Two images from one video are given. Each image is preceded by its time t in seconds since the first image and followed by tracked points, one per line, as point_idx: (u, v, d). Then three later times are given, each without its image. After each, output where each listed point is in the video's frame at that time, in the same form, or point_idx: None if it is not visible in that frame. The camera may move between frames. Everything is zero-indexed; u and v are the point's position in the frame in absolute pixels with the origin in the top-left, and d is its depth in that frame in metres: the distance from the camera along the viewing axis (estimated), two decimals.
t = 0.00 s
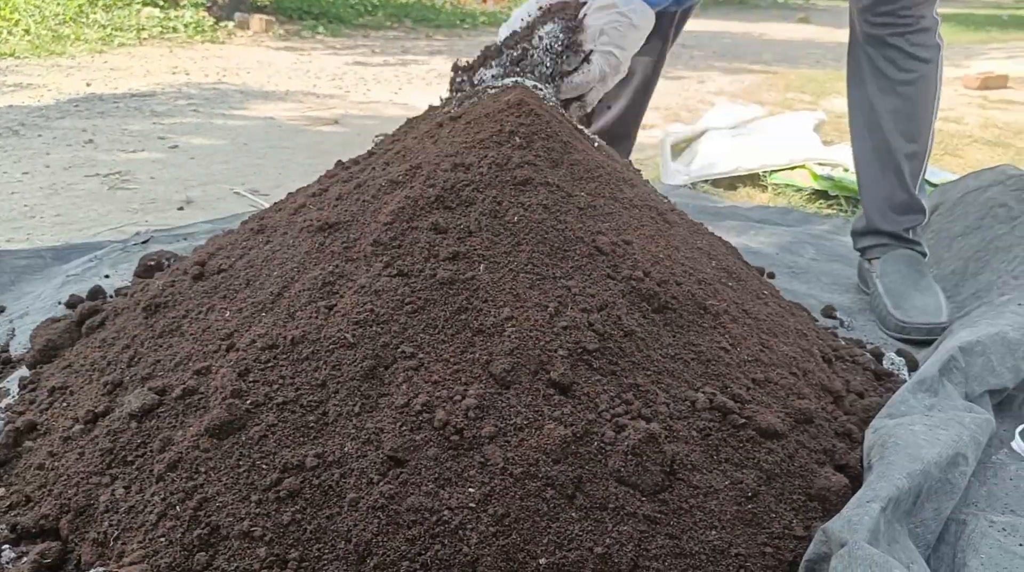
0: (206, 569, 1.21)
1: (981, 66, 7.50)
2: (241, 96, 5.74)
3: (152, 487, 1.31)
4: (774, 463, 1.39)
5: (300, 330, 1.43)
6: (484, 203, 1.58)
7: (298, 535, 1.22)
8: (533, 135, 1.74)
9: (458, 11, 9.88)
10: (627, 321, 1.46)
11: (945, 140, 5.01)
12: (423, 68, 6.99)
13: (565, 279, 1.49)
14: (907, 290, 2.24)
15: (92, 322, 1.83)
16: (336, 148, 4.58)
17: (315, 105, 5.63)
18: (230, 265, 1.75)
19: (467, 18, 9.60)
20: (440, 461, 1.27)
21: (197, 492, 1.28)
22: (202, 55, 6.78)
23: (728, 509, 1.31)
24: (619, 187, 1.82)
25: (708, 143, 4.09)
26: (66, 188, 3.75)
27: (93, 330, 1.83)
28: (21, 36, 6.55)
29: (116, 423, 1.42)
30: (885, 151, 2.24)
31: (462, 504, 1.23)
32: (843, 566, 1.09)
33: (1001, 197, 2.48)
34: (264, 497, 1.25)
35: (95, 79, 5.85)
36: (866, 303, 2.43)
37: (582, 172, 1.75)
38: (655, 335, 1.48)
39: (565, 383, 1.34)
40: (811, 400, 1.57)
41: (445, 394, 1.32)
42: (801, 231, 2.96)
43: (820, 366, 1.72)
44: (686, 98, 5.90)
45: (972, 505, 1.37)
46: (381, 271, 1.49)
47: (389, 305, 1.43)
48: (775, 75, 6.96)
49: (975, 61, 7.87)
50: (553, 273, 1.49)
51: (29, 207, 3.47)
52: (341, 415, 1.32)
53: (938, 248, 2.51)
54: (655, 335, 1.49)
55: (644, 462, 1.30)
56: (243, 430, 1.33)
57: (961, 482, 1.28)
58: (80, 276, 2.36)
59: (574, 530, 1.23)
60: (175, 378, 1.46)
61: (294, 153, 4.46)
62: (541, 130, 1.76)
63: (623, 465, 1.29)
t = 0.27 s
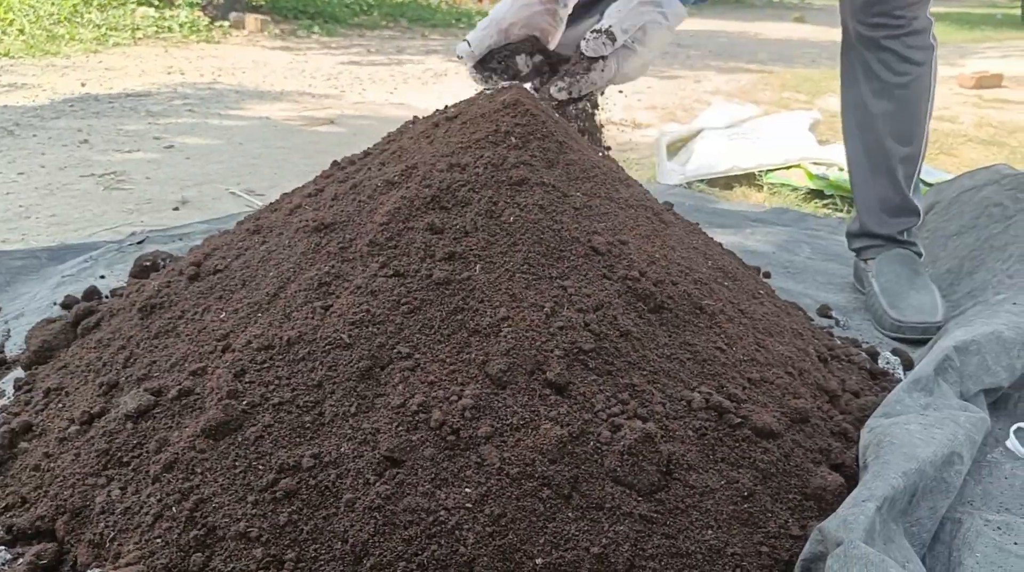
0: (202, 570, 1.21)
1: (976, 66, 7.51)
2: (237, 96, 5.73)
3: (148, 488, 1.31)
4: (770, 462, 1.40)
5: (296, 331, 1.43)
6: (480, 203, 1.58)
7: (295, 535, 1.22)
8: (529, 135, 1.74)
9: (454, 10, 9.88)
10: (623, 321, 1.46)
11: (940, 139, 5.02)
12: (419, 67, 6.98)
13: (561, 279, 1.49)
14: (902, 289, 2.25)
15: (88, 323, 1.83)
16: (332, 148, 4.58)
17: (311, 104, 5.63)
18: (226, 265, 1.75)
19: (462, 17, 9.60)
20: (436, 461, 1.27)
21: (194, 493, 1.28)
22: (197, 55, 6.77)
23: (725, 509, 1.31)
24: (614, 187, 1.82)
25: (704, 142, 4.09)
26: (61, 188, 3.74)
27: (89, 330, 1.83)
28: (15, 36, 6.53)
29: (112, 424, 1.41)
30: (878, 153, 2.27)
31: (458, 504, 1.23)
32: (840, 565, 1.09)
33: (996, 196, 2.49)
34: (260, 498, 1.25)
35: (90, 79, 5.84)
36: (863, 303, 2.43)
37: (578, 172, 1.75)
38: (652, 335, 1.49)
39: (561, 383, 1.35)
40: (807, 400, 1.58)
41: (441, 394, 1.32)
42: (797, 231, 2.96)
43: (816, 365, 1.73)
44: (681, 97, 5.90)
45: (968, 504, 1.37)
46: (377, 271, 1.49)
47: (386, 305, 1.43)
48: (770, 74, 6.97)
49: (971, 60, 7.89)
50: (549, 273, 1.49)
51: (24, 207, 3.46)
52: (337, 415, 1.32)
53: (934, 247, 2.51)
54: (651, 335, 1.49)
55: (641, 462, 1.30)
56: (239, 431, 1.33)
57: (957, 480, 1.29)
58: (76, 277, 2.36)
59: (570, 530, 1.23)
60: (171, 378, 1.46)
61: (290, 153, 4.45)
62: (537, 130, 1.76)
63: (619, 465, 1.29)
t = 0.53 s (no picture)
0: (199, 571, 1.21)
1: (971, 66, 7.53)
2: (233, 96, 5.72)
3: (144, 489, 1.31)
4: (767, 462, 1.40)
5: (293, 331, 1.43)
6: (477, 203, 1.58)
7: (292, 536, 1.22)
8: (526, 135, 1.74)
9: (450, 10, 9.87)
10: (620, 321, 1.46)
11: (936, 139, 5.03)
12: (416, 68, 6.98)
13: (558, 279, 1.49)
14: (895, 286, 2.25)
15: (84, 324, 1.83)
16: (329, 148, 4.57)
17: (307, 104, 5.62)
18: (223, 266, 1.74)
19: (459, 17, 9.59)
20: (433, 461, 1.27)
21: (190, 494, 1.27)
22: (193, 55, 6.76)
23: (722, 509, 1.31)
24: (611, 187, 1.82)
25: (701, 142, 4.10)
26: (57, 188, 3.73)
27: (85, 331, 1.82)
28: (11, 37, 6.51)
29: (109, 425, 1.41)
30: (852, 151, 2.31)
31: (455, 505, 1.23)
32: (837, 565, 1.09)
33: (992, 195, 2.49)
34: (257, 499, 1.25)
35: (86, 80, 5.82)
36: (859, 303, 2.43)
37: (575, 172, 1.75)
38: (649, 335, 1.49)
39: (559, 383, 1.34)
40: (804, 399, 1.58)
41: (438, 395, 1.32)
42: (793, 231, 2.97)
43: (812, 365, 1.73)
44: (678, 97, 5.90)
45: (965, 503, 1.37)
46: (374, 272, 1.49)
47: (383, 305, 1.43)
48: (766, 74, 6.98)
49: (966, 60, 7.91)
50: (546, 273, 1.49)
51: (20, 208, 3.45)
52: (334, 416, 1.32)
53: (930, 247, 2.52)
54: (648, 335, 1.49)
55: (638, 462, 1.30)
56: (236, 432, 1.32)
57: (953, 480, 1.29)
58: (72, 278, 2.35)
59: (568, 530, 1.23)
60: (167, 379, 1.46)
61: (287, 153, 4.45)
62: (533, 130, 1.76)
63: (617, 465, 1.29)
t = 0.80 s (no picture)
0: None
1: (969, 66, 7.54)
2: (231, 97, 5.72)
3: (142, 490, 1.30)
4: (766, 462, 1.40)
5: (291, 332, 1.43)
6: (475, 204, 1.58)
7: (290, 538, 1.21)
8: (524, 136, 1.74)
9: (448, 11, 9.88)
10: (618, 322, 1.47)
11: (934, 140, 5.03)
12: (414, 68, 6.98)
13: (556, 280, 1.49)
14: (895, 287, 2.26)
15: (81, 325, 1.82)
16: (327, 149, 4.57)
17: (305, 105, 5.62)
18: (221, 267, 1.74)
19: (456, 18, 9.59)
20: (432, 462, 1.27)
21: (189, 496, 1.27)
22: (191, 56, 6.76)
23: (720, 509, 1.31)
24: (610, 188, 1.82)
25: (699, 142, 4.10)
26: (55, 190, 3.73)
27: (83, 333, 1.82)
28: (8, 38, 6.51)
29: (107, 427, 1.41)
30: (853, 151, 2.32)
31: (454, 506, 1.23)
32: (836, 565, 1.09)
33: (989, 196, 2.49)
34: (255, 500, 1.25)
35: (83, 81, 5.82)
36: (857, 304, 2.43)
37: (573, 173, 1.75)
38: (647, 335, 1.49)
39: (557, 384, 1.34)
40: (802, 400, 1.58)
41: (437, 396, 1.32)
42: (791, 231, 2.97)
43: (811, 365, 1.73)
44: (676, 98, 5.91)
45: (963, 504, 1.37)
46: (372, 273, 1.49)
47: (381, 306, 1.43)
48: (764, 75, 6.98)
49: (963, 61, 7.92)
50: (544, 274, 1.49)
51: (17, 210, 3.45)
52: (333, 417, 1.32)
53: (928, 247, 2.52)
54: (647, 335, 1.49)
55: (637, 463, 1.30)
56: (234, 433, 1.32)
57: (952, 480, 1.29)
58: (69, 279, 2.35)
59: (566, 531, 1.23)
60: (165, 381, 1.45)
61: (285, 154, 4.44)
62: (532, 131, 1.76)
63: (615, 465, 1.29)
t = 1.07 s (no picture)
0: None
1: (968, 67, 7.55)
2: (230, 98, 5.72)
3: (143, 492, 1.30)
4: (766, 463, 1.40)
5: (292, 334, 1.43)
6: (475, 206, 1.58)
7: (291, 539, 1.22)
8: (523, 138, 1.75)
9: (447, 13, 9.88)
10: (618, 323, 1.47)
11: (933, 141, 5.04)
12: (413, 69, 6.98)
13: (556, 281, 1.49)
14: (896, 288, 2.26)
15: (81, 327, 1.82)
16: (326, 151, 4.57)
17: (304, 107, 5.62)
18: (221, 268, 1.74)
19: (455, 19, 9.59)
20: (432, 464, 1.27)
21: (189, 497, 1.27)
22: (190, 58, 6.76)
23: (720, 510, 1.31)
24: (609, 190, 1.83)
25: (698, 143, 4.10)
26: (54, 191, 3.73)
27: (83, 334, 1.82)
28: (7, 39, 6.51)
29: (107, 428, 1.41)
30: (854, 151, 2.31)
31: (454, 507, 1.23)
32: (836, 566, 1.09)
33: (988, 196, 2.50)
34: (256, 501, 1.25)
35: (82, 82, 5.81)
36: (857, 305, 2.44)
37: (573, 174, 1.75)
38: (647, 337, 1.49)
39: (557, 385, 1.35)
40: (802, 401, 1.58)
41: (437, 397, 1.32)
42: (790, 232, 2.97)
43: (811, 366, 1.73)
44: (675, 99, 5.91)
45: (962, 504, 1.38)
46: (372, 274, 1.49)
47: (381, 307, 1.43)
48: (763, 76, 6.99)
49: (962, 62, 7.94)
50: (544, 275, 1.49)
51: (17, 211, 3.44)
52: (333, 418, 1.32)
53: (927, 248, 2.52)
54: (647, 337, 1.49)
55: (637, 464, 1.31)
56: (235, 434, 1.32)
57: (951, 480, 1.29)
58: (69, 280, 2.35)
59: (567, 532, 1.23)
60: (165, 382, 1.45)
61: (284, 155, 4.45)
62: (532, 132, 1.77)
63: (615, 467, 1.29)
